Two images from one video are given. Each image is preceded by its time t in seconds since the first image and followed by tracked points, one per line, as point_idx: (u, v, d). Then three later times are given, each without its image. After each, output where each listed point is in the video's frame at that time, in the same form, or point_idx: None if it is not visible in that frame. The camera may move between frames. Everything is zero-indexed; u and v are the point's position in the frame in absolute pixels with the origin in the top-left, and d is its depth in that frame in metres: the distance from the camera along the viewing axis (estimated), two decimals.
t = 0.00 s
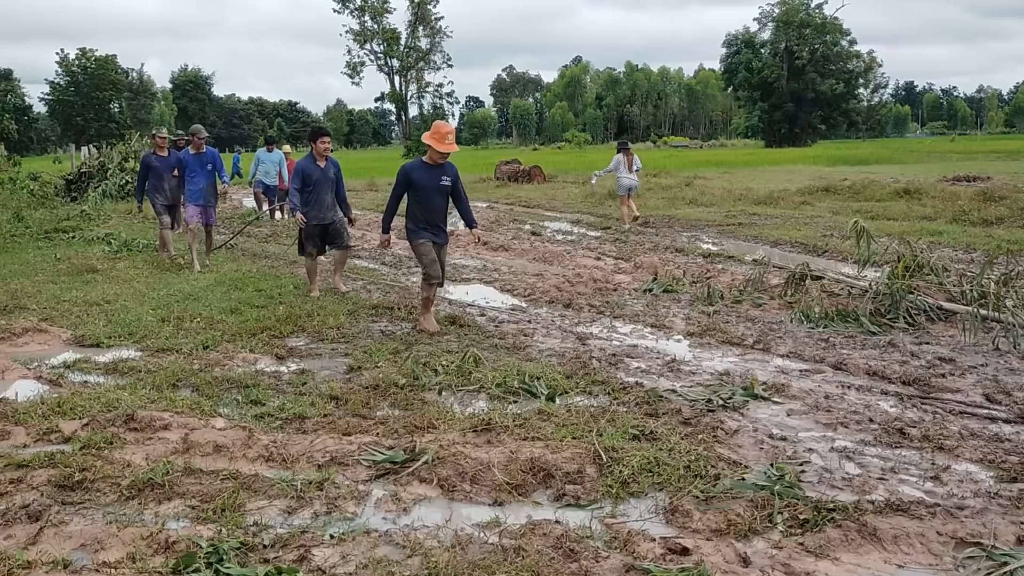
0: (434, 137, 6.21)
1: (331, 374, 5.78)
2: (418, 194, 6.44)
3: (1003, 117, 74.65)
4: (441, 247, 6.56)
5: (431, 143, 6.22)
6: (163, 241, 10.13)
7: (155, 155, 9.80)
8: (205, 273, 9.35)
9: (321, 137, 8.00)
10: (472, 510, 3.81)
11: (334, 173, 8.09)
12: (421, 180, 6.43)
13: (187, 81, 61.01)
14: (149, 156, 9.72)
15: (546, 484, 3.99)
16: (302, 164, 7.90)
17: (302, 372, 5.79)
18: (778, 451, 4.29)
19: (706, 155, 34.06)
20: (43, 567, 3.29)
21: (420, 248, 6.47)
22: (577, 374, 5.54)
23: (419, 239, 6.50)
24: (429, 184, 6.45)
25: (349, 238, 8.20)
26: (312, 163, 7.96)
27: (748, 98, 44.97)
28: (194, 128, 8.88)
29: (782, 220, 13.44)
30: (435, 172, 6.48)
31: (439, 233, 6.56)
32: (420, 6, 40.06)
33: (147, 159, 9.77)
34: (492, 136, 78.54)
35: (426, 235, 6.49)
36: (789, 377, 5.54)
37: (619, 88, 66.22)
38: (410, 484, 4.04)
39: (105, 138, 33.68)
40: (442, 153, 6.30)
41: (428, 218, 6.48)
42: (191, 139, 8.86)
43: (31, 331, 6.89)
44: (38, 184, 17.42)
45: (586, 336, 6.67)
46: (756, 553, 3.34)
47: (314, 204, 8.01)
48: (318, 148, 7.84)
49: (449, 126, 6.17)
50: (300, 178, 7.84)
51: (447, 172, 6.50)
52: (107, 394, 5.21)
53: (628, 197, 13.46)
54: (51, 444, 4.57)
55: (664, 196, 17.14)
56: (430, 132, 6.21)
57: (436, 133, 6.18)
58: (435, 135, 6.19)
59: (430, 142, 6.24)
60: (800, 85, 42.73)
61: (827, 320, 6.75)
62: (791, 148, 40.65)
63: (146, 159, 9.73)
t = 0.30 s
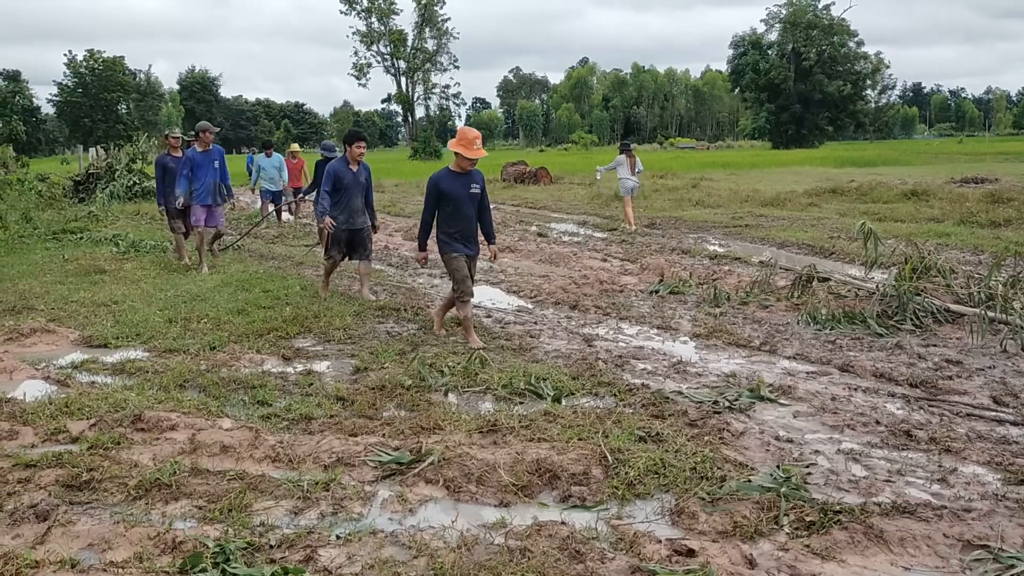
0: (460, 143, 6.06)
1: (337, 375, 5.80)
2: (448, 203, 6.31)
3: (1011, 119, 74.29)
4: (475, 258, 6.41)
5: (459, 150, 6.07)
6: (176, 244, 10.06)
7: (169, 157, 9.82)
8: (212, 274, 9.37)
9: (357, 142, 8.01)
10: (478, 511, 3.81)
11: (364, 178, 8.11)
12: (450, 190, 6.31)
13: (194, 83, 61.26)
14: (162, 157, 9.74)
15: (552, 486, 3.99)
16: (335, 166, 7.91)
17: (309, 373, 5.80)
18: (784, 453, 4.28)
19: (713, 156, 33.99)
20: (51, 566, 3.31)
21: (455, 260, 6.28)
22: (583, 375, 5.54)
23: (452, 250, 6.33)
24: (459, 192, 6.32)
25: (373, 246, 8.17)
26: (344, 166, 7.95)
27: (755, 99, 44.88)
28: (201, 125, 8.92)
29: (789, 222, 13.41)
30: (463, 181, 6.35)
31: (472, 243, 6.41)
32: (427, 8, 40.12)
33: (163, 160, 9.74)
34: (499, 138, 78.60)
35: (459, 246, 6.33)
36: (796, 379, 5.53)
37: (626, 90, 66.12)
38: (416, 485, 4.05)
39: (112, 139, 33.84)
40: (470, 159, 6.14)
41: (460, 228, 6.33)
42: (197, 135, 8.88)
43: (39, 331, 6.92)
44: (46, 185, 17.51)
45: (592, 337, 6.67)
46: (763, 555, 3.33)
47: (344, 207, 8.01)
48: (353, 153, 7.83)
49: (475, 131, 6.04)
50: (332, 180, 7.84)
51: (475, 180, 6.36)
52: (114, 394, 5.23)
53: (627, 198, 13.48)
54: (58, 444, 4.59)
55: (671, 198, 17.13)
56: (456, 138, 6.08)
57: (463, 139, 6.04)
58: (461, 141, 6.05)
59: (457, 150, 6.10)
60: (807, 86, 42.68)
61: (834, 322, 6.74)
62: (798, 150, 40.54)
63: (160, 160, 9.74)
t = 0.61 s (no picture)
0: (489, 136, 5.88)
1: (344, 374, 5.82)
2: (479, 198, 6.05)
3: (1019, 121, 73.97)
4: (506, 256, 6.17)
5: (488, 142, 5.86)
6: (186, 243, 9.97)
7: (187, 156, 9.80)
8: (219, 273, 9.41)
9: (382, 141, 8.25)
10: (484, 509, 3.83)
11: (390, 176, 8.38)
12: (482, 183, 6.03)
13: (201, 82, 61.43)
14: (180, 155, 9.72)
15: (558, 484, 4.00)
16: (361, 164, 8.17)
17: (316, 371, 5.83)
18: (791, 453, 4.29)
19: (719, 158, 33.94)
20: (60, 562, 3.34)
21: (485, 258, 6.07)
22: (589, 375, 5.55)
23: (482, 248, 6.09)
24: (490, 187, 6.06)
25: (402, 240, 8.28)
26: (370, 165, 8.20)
27: (762, 100, 44.80)
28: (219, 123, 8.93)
29: (796, 223, 13.40)
30: (493, 174, 6.09)
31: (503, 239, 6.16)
32: (433, 9, 40.17)
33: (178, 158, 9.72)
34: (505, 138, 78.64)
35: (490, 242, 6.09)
36: (802, 379, 5.54)
37: (632, 90, 66.02)
38: (423, 483, 4.07)
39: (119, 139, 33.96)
40: (500, 153, 5.93)
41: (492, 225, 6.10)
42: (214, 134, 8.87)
43: (47, 329, 6.96)
44: (54, 184, 17.58)
45: (598, 337, 6.68)
46: (769, 554, 3.34)
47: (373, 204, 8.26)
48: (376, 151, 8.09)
49: (505, 123, 5.85)
50: (359, 179, 8.12)
51: (505, 173, 6.12)
52: (122, 392, 5.26)
53: (627, 197, 13.50)
54: (67, 441, 4.62)
55: (677, 198, 17.13)
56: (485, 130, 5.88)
57: (493, 131, 5.85)
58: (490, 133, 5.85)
59: (488, 143, 5.90)
60: (813, 87, 42.63)
61: (841, 322, 6.74)
62: (805, 151, 40.42)
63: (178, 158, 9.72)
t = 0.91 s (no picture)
0: (532, 139, 5.59)
1: (351, 372, 5.84)
2: (518, 203, 5.78)
3: None
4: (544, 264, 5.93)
5: (533, 144, 5.58)
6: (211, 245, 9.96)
7: (209, 157, 9.79)
8: (227, 272, 9.45)
9: (412, 147, 7.92)
10: (490, 508, 3.84)
11: (423, 182, 7.97)
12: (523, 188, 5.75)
13: (209, 82, 61.65)
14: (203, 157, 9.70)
15: (565, 483, 4.01)
16: (393, 173, 7.78)
17: (323, 369, 5.85)
18: (797, 453, 4.29)
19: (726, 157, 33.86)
20: (69, 558, 3.37)
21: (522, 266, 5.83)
22: (595, 374, 5.56)
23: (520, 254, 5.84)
24: (531, 192, 5.79)
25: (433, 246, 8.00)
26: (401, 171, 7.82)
27: (769, 100, 44.70)
28: (244, 123, 8.94)
29: (803, 223, 13.38)
30: (535, 179, 5.82)
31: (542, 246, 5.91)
32: (441, 9, 40.22)
33: (199, 161, 9.67)
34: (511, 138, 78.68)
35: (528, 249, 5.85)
36: (809, 379, 5.53)
37: (640, 91, 65.94)
38: (429, 481, 4.08)
39: (128, 138, 34.12)
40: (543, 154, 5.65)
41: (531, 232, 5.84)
42: (239, 134, 8.88)
43: (56, 327, 7.01)
44: (63, 182, 17.67)
45: (605, 337, 6.69)
46: (775, 553, 3.34)
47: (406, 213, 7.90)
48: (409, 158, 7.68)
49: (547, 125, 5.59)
50: (392, 188, 7.72)
51: (547, 178, 5.84)
52: (131, 390, 5.30)
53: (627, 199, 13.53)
54: (76, 438, 4.65)
55: (684, 198, 17.11)
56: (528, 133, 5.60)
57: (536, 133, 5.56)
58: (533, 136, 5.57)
59: (530, 145, 5.60)
60: (821, 87, 42.54)
61: (848, 323, 6.73)
62: (812, 152, 40.34)
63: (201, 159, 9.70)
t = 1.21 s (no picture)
0: (564, 132, 5.63)
1: (358, 371, 5.85)
2: (551, 198, 5.80)
3: None
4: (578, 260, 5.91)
5: (566, 138, 5.61)
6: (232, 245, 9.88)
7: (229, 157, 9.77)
8: (235, 270, 9.49)
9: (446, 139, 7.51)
10: (498, 506, 3.85)
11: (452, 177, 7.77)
12: (556, 183, 5.79)
13: (217, 81, 61.88)
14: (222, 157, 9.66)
15: (572, 482, 4.01)
16: (425, 166, 7.51)
17: (331, 368, 5.87)
18: (805, 452, 4.28)
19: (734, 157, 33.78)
20: (78, 554, 3.39)
21: (557, 259, 5.82)
22: (602, 373, 5.56)
23: (554, 249, 5.84)
24: (564, 187, 5.81)
25: (467, 242, 7.76)
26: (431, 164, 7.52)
27: (778, 100, 44.57)
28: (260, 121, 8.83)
29: (811, 222, 13.35)
30: (568, 174, 5.85)
31: (575, 242, 5.92)
32: (449, 8, 40.24)
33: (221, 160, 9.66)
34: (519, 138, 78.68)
35: (562, 244, 5.85)
36: (816, 379, 5.52)
37: (647, 90, 65.81)
38: (436, 480, 4.09)
39: (137, 137, 34.27)
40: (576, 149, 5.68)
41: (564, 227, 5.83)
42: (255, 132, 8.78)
43: (66, 325, 7.05)
44: (72, 181, 17.76)
45: (612, 336, 6.68)
46: (782, 553, 3.34)
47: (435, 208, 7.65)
48: (442, 151, 7.37)
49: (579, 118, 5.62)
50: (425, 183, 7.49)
51: (581, 174, 5.88)
52: (139, 388, 5.32)
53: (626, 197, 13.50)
54: (85, 436, 4.68)
55: (691, 198, 17.08)
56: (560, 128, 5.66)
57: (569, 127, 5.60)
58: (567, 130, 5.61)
59: (563, 140, 5.62)
60: (829, 87, 42.37)
61: (856, 323, 6.71)
62: (820, 151, 40.23)
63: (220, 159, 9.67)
